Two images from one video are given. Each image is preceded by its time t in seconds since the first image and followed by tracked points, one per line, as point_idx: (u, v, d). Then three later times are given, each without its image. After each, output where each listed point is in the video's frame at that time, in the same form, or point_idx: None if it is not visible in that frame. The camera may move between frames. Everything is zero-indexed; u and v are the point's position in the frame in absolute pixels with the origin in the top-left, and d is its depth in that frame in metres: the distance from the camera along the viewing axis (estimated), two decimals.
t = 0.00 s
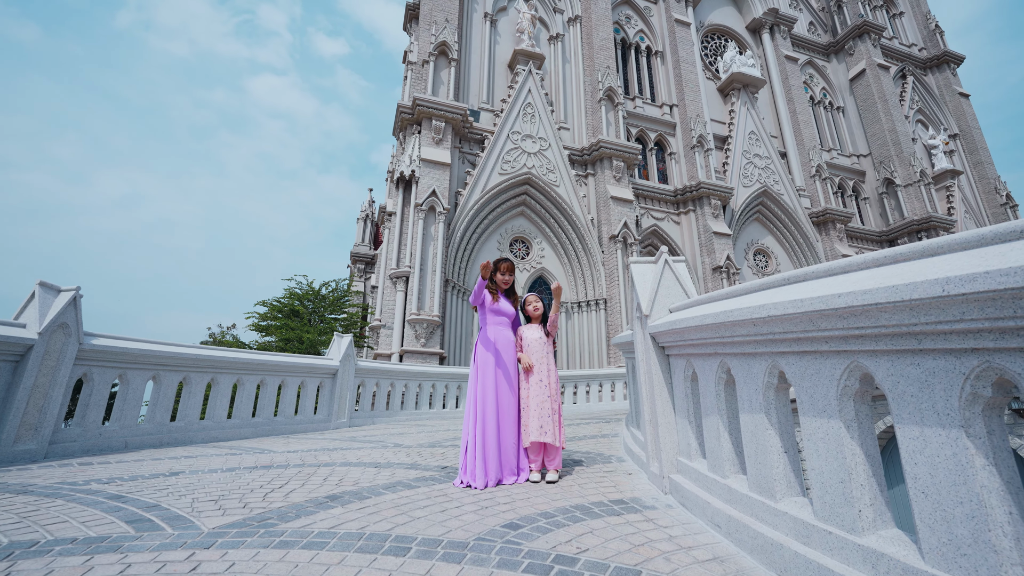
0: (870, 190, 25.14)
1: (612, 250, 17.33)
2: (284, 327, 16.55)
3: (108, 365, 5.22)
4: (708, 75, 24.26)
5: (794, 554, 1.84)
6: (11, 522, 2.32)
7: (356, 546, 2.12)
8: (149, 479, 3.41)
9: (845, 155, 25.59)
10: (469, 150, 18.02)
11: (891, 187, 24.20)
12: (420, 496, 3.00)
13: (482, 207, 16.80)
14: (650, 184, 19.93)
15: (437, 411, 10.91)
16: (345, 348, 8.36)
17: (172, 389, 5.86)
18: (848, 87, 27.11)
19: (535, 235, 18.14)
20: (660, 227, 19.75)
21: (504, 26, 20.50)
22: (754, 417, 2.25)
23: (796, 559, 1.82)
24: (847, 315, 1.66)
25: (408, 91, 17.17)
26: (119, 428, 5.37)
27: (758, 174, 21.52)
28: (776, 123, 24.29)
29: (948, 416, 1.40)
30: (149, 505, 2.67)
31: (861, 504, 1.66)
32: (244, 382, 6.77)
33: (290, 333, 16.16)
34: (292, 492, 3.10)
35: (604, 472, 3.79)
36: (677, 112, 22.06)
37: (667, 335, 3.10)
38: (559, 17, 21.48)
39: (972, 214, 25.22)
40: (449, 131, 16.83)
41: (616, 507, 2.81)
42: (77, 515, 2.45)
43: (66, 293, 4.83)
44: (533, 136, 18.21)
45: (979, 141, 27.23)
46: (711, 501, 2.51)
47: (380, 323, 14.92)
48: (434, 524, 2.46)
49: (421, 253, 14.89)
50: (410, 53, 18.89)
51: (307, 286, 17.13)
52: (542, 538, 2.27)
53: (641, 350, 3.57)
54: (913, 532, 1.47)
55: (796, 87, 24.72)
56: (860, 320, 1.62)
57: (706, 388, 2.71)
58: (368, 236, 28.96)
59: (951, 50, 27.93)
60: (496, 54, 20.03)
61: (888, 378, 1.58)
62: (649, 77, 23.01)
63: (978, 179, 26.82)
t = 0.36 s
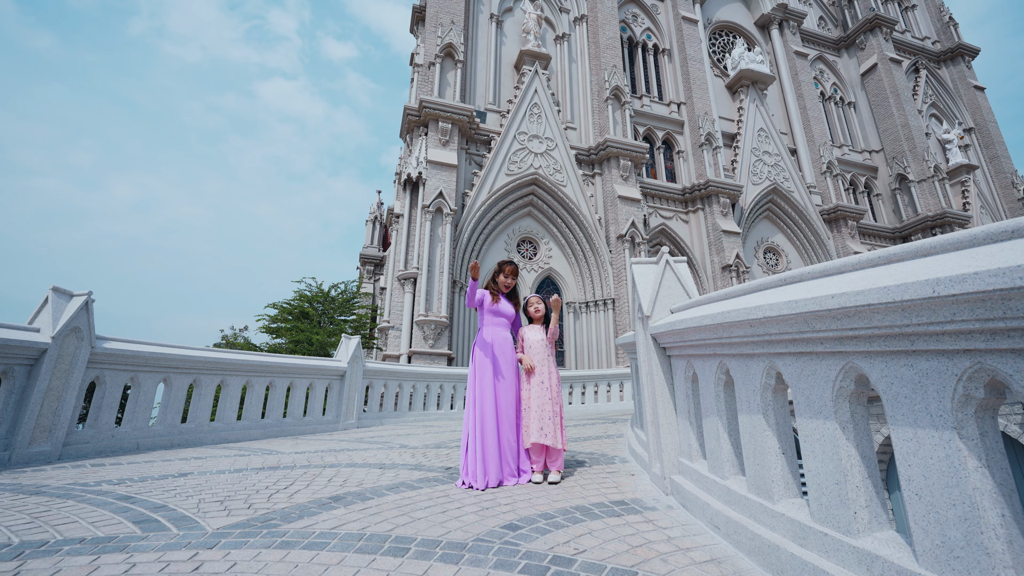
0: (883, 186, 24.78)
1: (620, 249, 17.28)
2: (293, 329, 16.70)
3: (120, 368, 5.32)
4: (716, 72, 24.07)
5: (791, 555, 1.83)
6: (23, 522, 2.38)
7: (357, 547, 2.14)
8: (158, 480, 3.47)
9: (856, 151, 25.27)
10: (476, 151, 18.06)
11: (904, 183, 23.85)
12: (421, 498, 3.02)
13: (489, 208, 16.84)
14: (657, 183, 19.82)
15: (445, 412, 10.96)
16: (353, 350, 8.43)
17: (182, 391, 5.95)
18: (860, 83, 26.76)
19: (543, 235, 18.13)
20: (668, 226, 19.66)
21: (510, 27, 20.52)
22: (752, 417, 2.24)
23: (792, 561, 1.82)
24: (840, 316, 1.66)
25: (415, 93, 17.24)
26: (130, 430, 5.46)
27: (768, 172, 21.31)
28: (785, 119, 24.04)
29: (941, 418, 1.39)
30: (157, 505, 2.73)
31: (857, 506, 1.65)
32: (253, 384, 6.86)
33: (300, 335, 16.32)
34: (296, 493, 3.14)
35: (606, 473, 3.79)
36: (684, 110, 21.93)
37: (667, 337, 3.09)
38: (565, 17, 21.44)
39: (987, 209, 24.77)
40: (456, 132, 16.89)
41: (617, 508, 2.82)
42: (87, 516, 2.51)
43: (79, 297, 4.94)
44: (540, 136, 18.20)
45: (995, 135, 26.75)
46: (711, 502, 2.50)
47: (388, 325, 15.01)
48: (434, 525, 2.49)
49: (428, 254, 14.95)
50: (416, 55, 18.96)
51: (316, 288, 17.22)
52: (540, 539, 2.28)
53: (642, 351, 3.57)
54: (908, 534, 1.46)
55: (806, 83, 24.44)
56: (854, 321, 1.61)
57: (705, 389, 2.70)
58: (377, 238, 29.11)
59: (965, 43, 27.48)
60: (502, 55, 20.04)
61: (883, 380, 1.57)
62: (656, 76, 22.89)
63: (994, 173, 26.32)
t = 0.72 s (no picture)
0: (890, 184, 24.57)
1: (624, 249, 17.25)
2: (299, 330, 16.80)
3: (127, 369, 5.39)
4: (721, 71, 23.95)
5: (785, 556, 1.84)
6: (30, 522, 2.43)
7: (356, 546, 2.17)
8: (164, 481, 3.51)
9: (863, 149, 25.08)
10: (480, 152, 18.08)
11: (912, 181, 23.62)
12: (422, 498, 3.05)
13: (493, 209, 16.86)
14: (662, 183, 19.77)
15: (450, 412, 10.98)
16: (358, 351, 8.47)
17: (188, 392, 6.02)
18: (867, 80, 26.55)
19: (547, 235, 18.13)
20: (673, 226, 19.60)
21: (514, 27, 20.52)
22: (748, 418, 2.25)
23: (786, 561, 1.83)
24: (832, 318, 1.66)
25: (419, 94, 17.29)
26: (138, 430, 5.52)
27: (774, 170, 21.19)
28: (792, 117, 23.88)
29: (929, 420, 1.39)
30: (162, 505, 2.77)
31: (850, 507, 1.66)
32: (258, 385, 6.92)
33: (306, 336, 16.42)
34: (299, 493, 3.18)
35: (606, 474, 3.80)
36: (689, 109, 21.84)
37: (666, 338, 3.09)
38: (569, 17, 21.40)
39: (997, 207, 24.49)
40: (460, 133, 16.93)
41: (615, 509, 2.83)
42: (93, 515, 2.56)
43: (87, 300, 5.01)
44: (544, 136, 18.21)
45: (1005, 132, 26.45)
46: (708, 503, 2.51)
47: (393, 325, 15.06)
48: (432, 525, 2.51)
49: (433, 255, 14.99)
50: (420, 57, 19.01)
51: (322, 289, 17.31)
52: (537, 539, 2.30)
53: (642, 351, 3.57)
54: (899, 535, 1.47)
55: (812, 81, 24.27)
56: (845, 323, 1.62)
57: (703, 390, 2.70)
58: (382, 239, 29.20)
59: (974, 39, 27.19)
60: (506, 56, 20.05)
61: (874, 381, 1.58)
62: (661, 75, 22.82)
63: (1005, 170, 25.99)
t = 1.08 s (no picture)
0: (892, 184, 24.55)
1: (625, 249, 17.27)
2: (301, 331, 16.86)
3: (130, 371, 5.44)
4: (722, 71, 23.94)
5: (773, 556, 1.87)
6: (34, 521, 2.47)
7: (354, 545, 2.21)
8: (166, 481, 3.57)
9: (864, 149, 25.07)
10: (481, 153, 18.12)
11: (913, 181, 23.59)
12: (419, 499, 3.09)
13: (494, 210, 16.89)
14: (663, 183, 19.80)
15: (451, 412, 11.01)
16: (359, 352, 8.51)
17: (190, 393, 6.07)
18: (868, 80, 26.51)
19: (548, 236, 18.16)
20: (674, 226, 19.63)
21: (514, 28, 20.55)
22: (739, 420, 2.28)
23: (775, 561, 1.86)
24: (818, 322, 1.69)
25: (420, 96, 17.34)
26: (140, 431, 5.56)
27: (774, 170, 21.20)
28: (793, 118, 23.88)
29: (911, 423, 1.43)
30: (164, 505, 2.82)
31: (835, 508, 1.70)
32: (259, 386, 6.97)
33: (307, 336, 16.47)
34: (298, 493, 3.22)
35: (603, 474, 3.84)
36: (690, 109, 21.85)
37: (660, 340, 3.12)
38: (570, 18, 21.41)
39: (1000, 206, 24.44)
40: (461, 134, 16.98)
41: (610, 509, 2.87)
42: (96, 515, 2.60)
43: (90, 302, 5.06)
44: (545, 137, 18.24)
45: (1007, 132, 26.41)
46: (701, 503, 2.54)
47: (394, 326, 15.09)
48: (428, 525, 2.55)
49: (433, 256, 15.03)
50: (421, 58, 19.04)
51: (323, 290, 17.36)
52: (532, 539, 2.34)
53: (638, 353, 3.61)
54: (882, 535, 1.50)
55: (813, 81, 24.25)
56: (830, 327, 1.65)
57: (697, 391, 2.73)
58: (383, 240, 29.23)
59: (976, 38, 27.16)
60: (507, 57, 20.08)
61: (858, 385, 1.61)
62: (662, 76, 22.83)
63: (1007, 170, 25.94)
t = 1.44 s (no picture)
0: (892, 185, 24.58)
1: (625, 251, 17.32)
2: (302, 331, 16.91)
3: (132, 372, 5.50)
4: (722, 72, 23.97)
5: (759, 556, 1.92)
6: (39, 522, 2.53)
7: (352, 545, 2.27)
8: (168, 482, 3.62)
9: (864, 150, 25.10)
10: (481, 155, 18.16)
11: (913, 181, 23.62)
12: (417, 500, 3.14)
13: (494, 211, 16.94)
14: (663, 184, 19.84)
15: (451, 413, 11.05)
16: (359, 354, 8.55)
17: (192, 394, 6.12)
18: (868, 81, 26.56)
19: (548, 237, 18.20)
20: (674, 227, 19.66)
21: (514, 30, 20.59)
22: (729, 423, 2.33)
23: (762, 561, 1.91)
24: (803, 329, 1.74)
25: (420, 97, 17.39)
26: (142, 432, 5.61)
27: (774, 171, 21.24)
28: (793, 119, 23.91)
29: (889, 426, 1.48)
30: (166, 506, 2.87)
31: (819, 509, 1.75)
32: (260, 387, 7.01)
33: (308, 337, 16.52)
34: (299, 494, 3.28)
35: (599, 475, 3.89)
36: (690, 111, 21.89)
37: (654, 344, 3.17)
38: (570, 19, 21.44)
39: (1000, 207, 24.47)
40: (461, 136, 17.02)
41: (604, 510, 2.92)
42: (100, 516, 2.65)
43: (92, 305, 5.11)
44: (545, 138, 18.29)
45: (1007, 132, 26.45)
46: (693, 505, 2.59)
47: (395, 327, 15.13)
48: (425, 526, 2.60)
49: (433, 257, 15.08)
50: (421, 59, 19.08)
51: (324, 291, 17.41)
52: (526, 540, 2.39)
53: (633, 356, 3.65)
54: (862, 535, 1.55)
55: (813, 82, 24.29)
56: (813, 333, 1.70)
57: (689, 394, 2.78)
58: (384, 240, 29.26)
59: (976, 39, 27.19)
60: (507, 58, 20.13)
61: (841, 390, 1.66)
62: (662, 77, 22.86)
63: (1007, 170, 25.97)
